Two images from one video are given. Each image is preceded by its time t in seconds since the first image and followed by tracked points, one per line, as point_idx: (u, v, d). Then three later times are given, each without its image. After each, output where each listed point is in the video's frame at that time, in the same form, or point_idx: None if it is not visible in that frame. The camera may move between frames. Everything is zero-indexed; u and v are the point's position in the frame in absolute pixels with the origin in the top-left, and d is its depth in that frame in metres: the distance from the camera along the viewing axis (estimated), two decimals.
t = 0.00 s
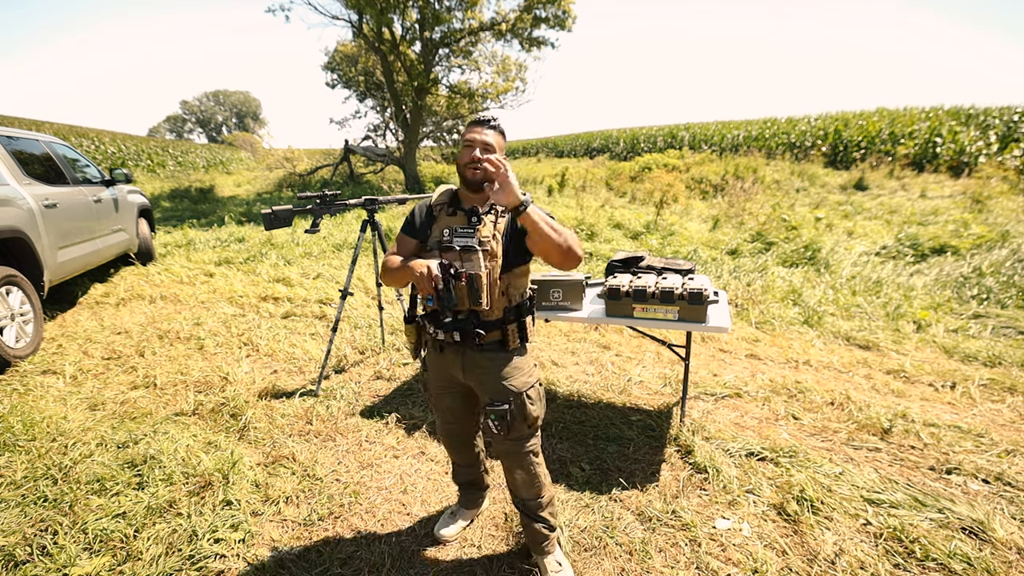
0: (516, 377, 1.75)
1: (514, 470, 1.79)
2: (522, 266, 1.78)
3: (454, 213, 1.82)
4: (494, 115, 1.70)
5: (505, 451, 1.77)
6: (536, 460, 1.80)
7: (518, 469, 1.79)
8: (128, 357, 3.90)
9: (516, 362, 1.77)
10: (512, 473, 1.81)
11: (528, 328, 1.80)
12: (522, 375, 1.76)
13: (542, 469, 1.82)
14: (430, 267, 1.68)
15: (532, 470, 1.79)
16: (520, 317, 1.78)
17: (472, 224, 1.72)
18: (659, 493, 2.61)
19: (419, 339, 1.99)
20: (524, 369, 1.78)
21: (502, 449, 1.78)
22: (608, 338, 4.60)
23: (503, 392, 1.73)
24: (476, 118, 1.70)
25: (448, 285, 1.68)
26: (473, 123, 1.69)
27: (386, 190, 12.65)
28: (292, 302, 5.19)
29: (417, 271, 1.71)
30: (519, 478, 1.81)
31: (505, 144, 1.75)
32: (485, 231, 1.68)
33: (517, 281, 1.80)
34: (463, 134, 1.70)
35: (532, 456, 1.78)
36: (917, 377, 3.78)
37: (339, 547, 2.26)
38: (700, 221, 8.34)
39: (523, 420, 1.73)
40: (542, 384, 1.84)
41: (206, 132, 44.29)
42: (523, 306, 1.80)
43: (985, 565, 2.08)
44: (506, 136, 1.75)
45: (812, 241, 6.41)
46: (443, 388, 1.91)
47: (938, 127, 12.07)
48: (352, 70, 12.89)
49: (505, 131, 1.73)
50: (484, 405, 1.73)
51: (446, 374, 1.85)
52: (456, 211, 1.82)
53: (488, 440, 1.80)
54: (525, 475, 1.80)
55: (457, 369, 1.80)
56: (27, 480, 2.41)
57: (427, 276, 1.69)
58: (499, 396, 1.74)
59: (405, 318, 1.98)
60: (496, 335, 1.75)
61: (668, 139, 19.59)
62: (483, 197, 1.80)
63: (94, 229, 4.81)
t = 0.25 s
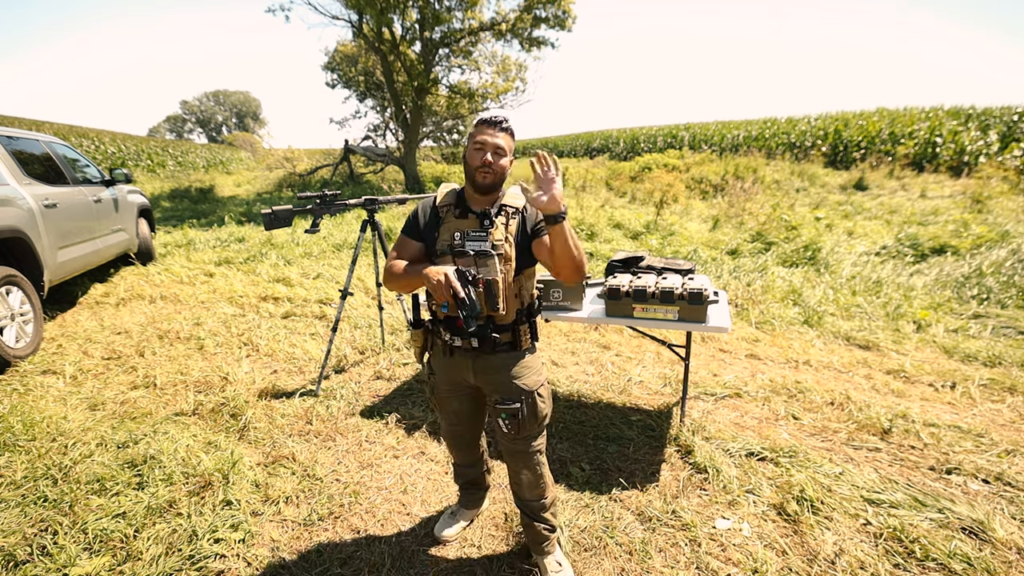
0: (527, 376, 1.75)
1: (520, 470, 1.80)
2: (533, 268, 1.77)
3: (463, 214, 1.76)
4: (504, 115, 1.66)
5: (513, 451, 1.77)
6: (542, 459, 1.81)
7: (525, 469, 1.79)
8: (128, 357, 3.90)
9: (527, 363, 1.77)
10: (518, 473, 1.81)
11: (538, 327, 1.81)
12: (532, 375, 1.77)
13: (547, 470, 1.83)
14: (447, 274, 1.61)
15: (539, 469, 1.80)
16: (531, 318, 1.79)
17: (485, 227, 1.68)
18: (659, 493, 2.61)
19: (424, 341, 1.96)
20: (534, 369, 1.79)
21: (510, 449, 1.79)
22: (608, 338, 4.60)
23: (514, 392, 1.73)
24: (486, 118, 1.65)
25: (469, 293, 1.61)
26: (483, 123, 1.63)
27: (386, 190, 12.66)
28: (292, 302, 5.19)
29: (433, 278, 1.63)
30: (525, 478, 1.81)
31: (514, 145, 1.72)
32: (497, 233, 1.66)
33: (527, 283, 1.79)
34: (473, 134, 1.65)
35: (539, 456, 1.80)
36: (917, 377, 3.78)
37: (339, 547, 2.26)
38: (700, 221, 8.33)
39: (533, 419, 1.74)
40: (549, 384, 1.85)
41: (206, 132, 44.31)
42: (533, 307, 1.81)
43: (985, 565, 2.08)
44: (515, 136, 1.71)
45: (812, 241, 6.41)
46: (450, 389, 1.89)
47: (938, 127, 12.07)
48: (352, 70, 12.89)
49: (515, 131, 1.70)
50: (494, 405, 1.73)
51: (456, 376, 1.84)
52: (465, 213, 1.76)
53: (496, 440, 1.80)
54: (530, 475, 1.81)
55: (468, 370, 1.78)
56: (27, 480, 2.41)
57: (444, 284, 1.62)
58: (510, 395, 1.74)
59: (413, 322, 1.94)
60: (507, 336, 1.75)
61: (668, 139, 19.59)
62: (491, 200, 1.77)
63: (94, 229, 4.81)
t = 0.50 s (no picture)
0: (539, 383, 1.74)
1: (528, 476, 1.80)
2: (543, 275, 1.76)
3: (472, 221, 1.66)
4: (515, 119, 1.57)
5: (522, 457, 1.76)
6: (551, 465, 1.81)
7: (532, 475, 1.79)
8: (128, 357, 3.90)
9: (539, 369, 1.75)
10: (525, 479, 1.81)
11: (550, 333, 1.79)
12: (544, 381, 1.76)
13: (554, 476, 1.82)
14: (464, 290, 1.53)
15: (547, 475, 1.80)
16: (543, 323, 1.77)
17: (497, 236, 1.63)
18: (659, 493, 2.61)
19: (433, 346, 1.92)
20: (546, 374, 1.78)
21: (519, 455, 1.77)
22: (608, 337, 4.60)
23: (526, 398, 1.71)
24: (497, 122, 1.56)
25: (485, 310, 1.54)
26: (493, 130, 1.54)
27: (386, 190, 12.66)
28: (292, 302, 5.19)
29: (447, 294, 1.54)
30: (532, 484, 1.81)
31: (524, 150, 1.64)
32: (510, 242, 1.62)
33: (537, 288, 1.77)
34: (482, 141, 1.56)
35: (548, 463, 1.79)
36: (917, 377, 3.78)
37: (340, 547, 2.26)
38: (700, 221, 8.34)
39: (544, 426, 1.73)
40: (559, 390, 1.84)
41: (206, 132, 44.31)
42: (544, 312, 1.80)
43: (985, 565, 2.08)
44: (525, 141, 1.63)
45: (812, 241, 6.41)
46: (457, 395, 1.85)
47: (938, 127, 12.07)
48: (352, 70, 12.89)
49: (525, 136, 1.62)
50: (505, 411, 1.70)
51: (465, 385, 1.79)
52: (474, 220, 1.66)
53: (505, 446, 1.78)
54: (537, 482, 1.80)
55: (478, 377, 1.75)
56: (27, 480, 2.41)
57: (460, 301, 1.54)
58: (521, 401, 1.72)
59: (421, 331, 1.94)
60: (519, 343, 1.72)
61: (668, 139, 19.59)
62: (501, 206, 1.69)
63: (94, 229, 4.81)
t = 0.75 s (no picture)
0: (562, 395, 1.73)
1: (546, 491, 1.78)
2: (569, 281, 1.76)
3: (497, 224, 1.63)
4: (547, 118, 1.53)
5: (542, 472, 1.74)
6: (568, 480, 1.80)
7: (550, 489, 1.77)
8: (128, 357, 3.90)
9: (561, 380, 1.74)
10: (543, 494, 1.79)
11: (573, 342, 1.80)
12: (566, 393, 1.75)
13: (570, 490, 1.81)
14: (494, 296, 1.45)
15: (565, 490, 1.79)
16: (567, 331, 1.78)
17: (526, 240, 1.63)
18: (659, 493, 2.61)
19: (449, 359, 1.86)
20: (567, 386, 1.77)
21: (538, 470, 1.74)
22: (608, 338, 4.60)
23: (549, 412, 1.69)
24: (529, 121, 1.51)
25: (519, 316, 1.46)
26: (526, 131, 1.49)
27: (386, 190, 12.66)
28: (292, 302, 5.19)
29: (476, 301, 1.46)
30: (550, 498, 1.79)
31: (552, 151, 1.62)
32: (539, 247, 1.63)
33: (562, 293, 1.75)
34: (513, 141, 1.51)
35: (566, 477, 1.77)
36: (917, 377, 3.78)
37: (340, 547, 2.26)
38: (701, 221, 8.34)
39: (566, 441, 1.71)
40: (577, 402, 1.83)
41: (206, 132, 44.31)
42: (568, 321, 1.80)
43: (985, 566, 2.08)
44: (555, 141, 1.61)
45: (812, 241, 6.41)
46: (472, 410, 1.79)
47: (938, 127, 12.06)
48: (352, 70, 12.89)
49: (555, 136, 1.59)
50: (526, 426, 1.67)
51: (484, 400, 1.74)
52: (499, 223, 1.64)
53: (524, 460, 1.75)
54: (555, 496, 1.79)
55: (500, 390, 1.71)
56: (27, 480, 2.41)
57: (490, 308, 1.46)
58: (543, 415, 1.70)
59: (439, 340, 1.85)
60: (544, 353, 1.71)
61: (668, 139, 19.58)
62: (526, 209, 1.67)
63: (94, 229, 4.81)
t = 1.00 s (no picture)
0: (583, 406, 1.69)
1: (554, 497, 1.77)
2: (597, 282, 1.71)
3: (525, 220, 1.58)
4: (575, 109, 1.50)
5: (553, 481, 1.72)
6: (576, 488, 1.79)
7: (559, 497, 1.76)
8: (128, 357, 3.90)
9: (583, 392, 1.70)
10: (550, 499, 1.78)
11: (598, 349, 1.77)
12: (586, 404, 1.72)
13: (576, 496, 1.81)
14: (523, 293, 1.42)
15: (572, 498, 1.79)
16: (594, 338, 1.75)
17: (556, 236, 1.57)
18: (659, 493, 2.61)
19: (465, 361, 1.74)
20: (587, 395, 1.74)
21: (550, 478, 1.72)
22: (608, 338, 4.60)
23: (568, 422, 1.67)
24: (556, 112, 1.49)
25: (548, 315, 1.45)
26: (553, 120, 1.46)
27: (386, 190, 12.66)
28: (292, 302, 5.19)
29: (503, 298, 1.42)
30: (556, 504, 1.79)
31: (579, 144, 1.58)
32: (569, 244, 1.57)
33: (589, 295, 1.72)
34: (540, 131, 1.47)
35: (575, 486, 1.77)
36: (917, 377, 3.78)
37: (340, 547, 2.26)
38: (701, 221, 8.34)
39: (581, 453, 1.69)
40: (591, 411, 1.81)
41: (206, 132, 44.32)
42: (593, 325, 1.77)
43: (985, 566, 2.08)
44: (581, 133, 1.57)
45: (812, 241, 6.41)
46: (485, 419, 1.68)
47: (938, 127, 12.06)
48: (352, 70, 12.89)
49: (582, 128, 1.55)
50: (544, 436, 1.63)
51: (501, 407, 1.67)
52: (527, 218, 1.59)
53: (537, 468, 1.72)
54: (562, 503, 1.79)
55: (522, 397, 1.64)
56: (26, 480, 2.41)
57: (519, 306, 1.42)
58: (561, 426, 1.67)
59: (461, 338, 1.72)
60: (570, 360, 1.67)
61: (668, 139, 19.58)
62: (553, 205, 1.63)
63: (94, 229, 4.81)
